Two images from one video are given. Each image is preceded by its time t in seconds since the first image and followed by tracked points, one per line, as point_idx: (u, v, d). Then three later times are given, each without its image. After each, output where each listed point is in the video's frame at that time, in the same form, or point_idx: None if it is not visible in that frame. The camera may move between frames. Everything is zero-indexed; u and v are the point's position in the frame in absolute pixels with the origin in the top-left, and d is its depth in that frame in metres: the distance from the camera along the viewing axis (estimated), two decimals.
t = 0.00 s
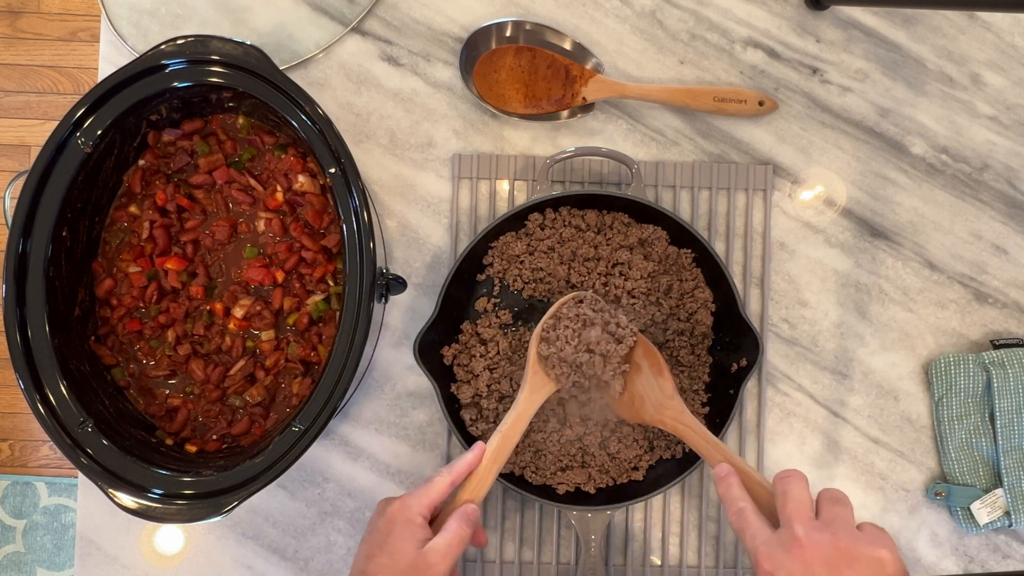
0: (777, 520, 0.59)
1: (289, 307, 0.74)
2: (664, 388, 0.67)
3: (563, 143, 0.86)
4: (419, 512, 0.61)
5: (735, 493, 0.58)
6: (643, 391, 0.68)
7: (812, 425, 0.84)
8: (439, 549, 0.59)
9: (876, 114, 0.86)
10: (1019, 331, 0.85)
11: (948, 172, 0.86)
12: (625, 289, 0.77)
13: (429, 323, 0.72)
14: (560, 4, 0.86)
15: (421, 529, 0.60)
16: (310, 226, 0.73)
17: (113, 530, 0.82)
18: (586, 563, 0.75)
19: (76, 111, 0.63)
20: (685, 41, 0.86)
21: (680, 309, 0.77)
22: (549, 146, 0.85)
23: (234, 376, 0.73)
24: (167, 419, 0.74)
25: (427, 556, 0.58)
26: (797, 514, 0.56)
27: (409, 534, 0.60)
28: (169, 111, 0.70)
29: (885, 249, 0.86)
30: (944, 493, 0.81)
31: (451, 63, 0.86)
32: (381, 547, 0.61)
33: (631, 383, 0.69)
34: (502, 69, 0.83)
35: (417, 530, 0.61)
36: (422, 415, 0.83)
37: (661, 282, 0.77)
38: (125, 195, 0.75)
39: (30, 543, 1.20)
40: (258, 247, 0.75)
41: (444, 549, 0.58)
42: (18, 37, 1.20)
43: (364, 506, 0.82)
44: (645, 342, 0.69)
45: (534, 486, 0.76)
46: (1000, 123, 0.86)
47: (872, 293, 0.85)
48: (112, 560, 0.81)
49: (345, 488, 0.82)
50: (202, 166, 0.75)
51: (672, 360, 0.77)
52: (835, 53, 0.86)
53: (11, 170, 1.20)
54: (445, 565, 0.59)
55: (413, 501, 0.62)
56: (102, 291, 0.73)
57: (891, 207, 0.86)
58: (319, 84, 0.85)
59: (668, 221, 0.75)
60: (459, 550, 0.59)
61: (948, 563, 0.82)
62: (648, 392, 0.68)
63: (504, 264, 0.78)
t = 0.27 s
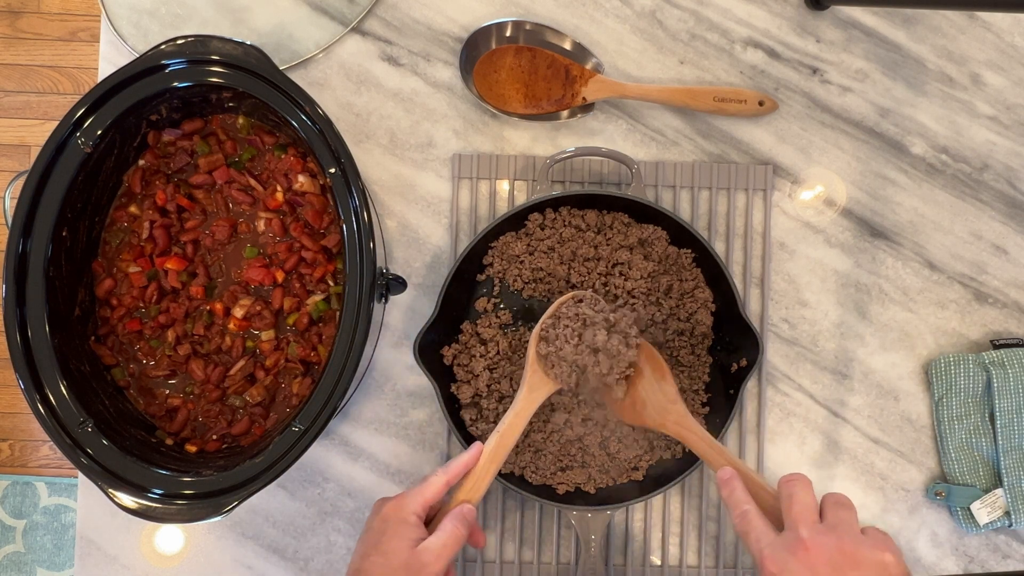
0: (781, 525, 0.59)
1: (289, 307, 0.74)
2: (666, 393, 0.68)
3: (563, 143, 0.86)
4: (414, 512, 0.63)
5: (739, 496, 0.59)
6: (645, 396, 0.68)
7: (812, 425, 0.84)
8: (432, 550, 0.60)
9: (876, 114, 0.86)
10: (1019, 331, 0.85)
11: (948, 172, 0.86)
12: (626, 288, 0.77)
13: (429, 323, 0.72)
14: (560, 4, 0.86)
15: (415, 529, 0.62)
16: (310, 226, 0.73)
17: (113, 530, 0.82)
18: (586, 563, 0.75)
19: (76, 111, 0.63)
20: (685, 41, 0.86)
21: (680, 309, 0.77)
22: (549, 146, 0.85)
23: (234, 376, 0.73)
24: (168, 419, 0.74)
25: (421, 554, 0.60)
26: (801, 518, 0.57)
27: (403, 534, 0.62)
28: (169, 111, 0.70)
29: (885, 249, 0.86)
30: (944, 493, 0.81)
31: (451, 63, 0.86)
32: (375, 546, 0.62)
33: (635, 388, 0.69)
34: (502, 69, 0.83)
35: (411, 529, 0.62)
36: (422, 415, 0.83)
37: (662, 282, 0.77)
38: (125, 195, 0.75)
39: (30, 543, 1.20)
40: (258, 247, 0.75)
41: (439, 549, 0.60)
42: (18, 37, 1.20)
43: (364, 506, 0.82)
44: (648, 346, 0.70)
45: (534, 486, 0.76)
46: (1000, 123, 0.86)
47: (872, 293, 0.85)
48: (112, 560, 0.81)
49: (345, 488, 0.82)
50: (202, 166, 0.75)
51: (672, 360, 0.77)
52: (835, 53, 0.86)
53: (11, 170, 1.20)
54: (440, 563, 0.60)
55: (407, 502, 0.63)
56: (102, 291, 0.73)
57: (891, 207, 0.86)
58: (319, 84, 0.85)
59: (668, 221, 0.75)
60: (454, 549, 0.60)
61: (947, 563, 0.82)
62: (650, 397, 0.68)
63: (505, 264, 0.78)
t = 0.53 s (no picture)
0: (793, 535, 0.61)
1: (289, 307, 0.74)
2: (675, 401, 0.68)
3: (563, 143, 0.86)
4: (402, 516, 0.64)
5: (752, 503, 0.59)
6: (654, 402, 0.69)
7: (812, 425, 0.84)
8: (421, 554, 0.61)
9: (876, 114, 0.86)
10: (1019, 331, 0.85)
11: (948, 172, 0.86)
12: (625, 288, 0.77)
13: (429, 323, 0.72)
14: (560, 4, 0.86)
15: (405, 534, 0.63)
16: (310, 226, 0.73)
17: (113, 530, 0.82)
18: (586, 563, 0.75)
19: (76, 111, 0.63)
20: (685, 41, 0.86)
21: (680, 309, 0.77)
22: (549, 146, 0.85)
23: (234, 376, 0.73)
24: (168, 419, 0.74)
25: (408, 557, 0.61)
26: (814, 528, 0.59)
27: (391, 538, 0.63)
28: (169, 111, 0.70)
29: (885, 249, 0.86)
30: (944, 493, 0.81)
31: (451, 63, 0.86)
32: (363, 550, 0.63)
33: (645, 394, 0.70)
34: (502, 69, 0.83)
35: (398, 533, 0.63)
36: (422, 415, 0.83)
37: (662, 282, 0.77)
38: (125, 195, 0.75)
39: (30, 544, 1.20)
40: (258, 247, 0.75)
41: (427, 551, 0.61)
42: (18, 37, 1.20)
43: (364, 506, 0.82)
44: (660, 354, 0.70)
45: (534, 486, 0.76)
46: (1000, 123, 0.86)
47: (872, 293, 0.85)
48: (112, 560, 0.81)
49: (345, 488, 0.82)
50: (202, 166, 0.75)
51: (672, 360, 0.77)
52: (835, 53, 0.86)
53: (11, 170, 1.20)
54: (427, 565, 0.61)
55: (394, 507, 0.65)
56: (102, 291, 0.73)
57: (891, 207, 0.86)
58: (319, 84, 0.85)
59: (668, 221, 0.75)
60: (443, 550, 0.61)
61: (947, 563, 0.82)
62: (659, 403, 0.69)
63: (504, 264, 0.78)
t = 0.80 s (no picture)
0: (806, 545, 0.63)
1: (289, 307, 0.74)
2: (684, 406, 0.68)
3: (563, 143, 0.86)
4: (395, 519, 0.65)
5: (767, 513, 0.61)
6: (663, 407, 0.69)
7: (812, 425, 0.84)
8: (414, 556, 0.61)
9: (876, 114, 0.86)
10: (1019, 331, 0.85)
11: (948, 172, 0.86)
12: (625, 288, 0.76)
13: (429, 323, 0.72)
14: (560, 4, 0.86)
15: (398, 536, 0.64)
16: (310, 226, 0.73)
17: (113, 530, 0.82)
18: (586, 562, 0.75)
19: (76, 111, 0.63)
20: (685, 41, 0.86)
21: (680, 309, 0.77)
22: (549, 146, 0.85)
23: (234, 376, 0.73)
24: (167, 419, 0.74)
25: (403, 560, 0.61)
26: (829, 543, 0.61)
27: (386, 541, 0.63)
28: (169, 111, 0.70)
29: (885, 249, 0.86)
30: (944, 493, 0.81)
31: (451, 63, 0.86)
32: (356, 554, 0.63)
33: (654, 399, 0.70)
34: (502, 69, 0.83)
35: (393, 536, 0.64)
36: (422, 415, 0.83)
37: (662, 282, 0.77)
38: (125, 195, 0.75)
39: (30, 543, 1.20)
40: (258, 247, 0.75)
41: (423, 553, 0.61)
42: (18, 37, 1.20)
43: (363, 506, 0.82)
44: (669, 359, 0.71)
45: (534, 486, 0.76)
46: (1000, 123, 0.86)
47: (872, 293, 0.85)
48: (112, 560, 0.81)
49: (345, 488, 0.82)
50: (202, 166, 0.75)
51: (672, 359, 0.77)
52: (835, 53, 0.86)
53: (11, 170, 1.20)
54: (423, 567, 0.61)
55: (388, 510, 0.66)
56: (102, 291, 0.73)
57: (891, 207, 0.86)
58: (319, 84, 0.85)
59: (668, 221, 0.75)
60: (439, 553, 0.61)
61: (947, 563, 0.82)
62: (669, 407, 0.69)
63: (505, 264, 0.78)
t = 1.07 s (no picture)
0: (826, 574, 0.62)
1: (289, 307, 0.74)
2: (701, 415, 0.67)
3: (563, 143, 0.86)
4: (388, 522, 0.65)
5: (785, 533, 0.59)
6: (680, 413, 0.67)
7: (812, 425, 0.84)
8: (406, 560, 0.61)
9: (876, 114, 0.86)
10: (1019, 331, 0.85)
11: (948, 172, 0.86)
12: (626, 288, 0.77)
13: (429, 323, 0.72)
14: (560, 4, 0.86)
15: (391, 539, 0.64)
16: (310, 226, 0.73)
17: (114, 530, 0.82)
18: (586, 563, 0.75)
19: (76, 111, 0.63)
20: (685, 41, 0.86)
21: (680, 309, 0.77)
22: (549, 146, 0.85)
23: (234, 376, 0.73)
24: (167, 419, 0.74)
25: (395, 563, 0.61)
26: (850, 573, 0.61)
27: (379, 544, 0.64)
28: (169, 111, 0.70)
29: (885, 249, 0.86)
30: (944, 493, 0.81)
31: (451, 63, 0.86)
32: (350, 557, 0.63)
33: (670, 404, 0.68)
34: (502, 69, 0.83)
35: (386, 539, 0.64)
36: (422, 415, 0.83)
37: (662, 282, 0.77)
38: (125, 195, 0.75)
39: (30, 543, 1.20)
40: (258, 247, 0.75)
41: (415, 556, 0.60)
42: (19, 36, 1.20)
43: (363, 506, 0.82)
44: (687, 366, 0.70)
45: (534, 486, 0.75)
46: (1000, 123, 0.86)
47: (872, 293, 0.85)
48: (112, 560, 0.81)
49: (345, 488, 0.82)
50: (202, 166, 0.75)
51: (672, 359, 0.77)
52: (835, 53, 0.86)
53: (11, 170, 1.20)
54: (416, 570, 0.61)
55: (382, 511, 0.66)
56: (102, 291, 0.73)
57: (891, 207, 0.86)
58: (319, 84, 0.85)
59: (668, 221, 0.75)
60: (431, 556, 0.61)
61: (947, 563, 0.82)
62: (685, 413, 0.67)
63: (504, 264, 0.78)
